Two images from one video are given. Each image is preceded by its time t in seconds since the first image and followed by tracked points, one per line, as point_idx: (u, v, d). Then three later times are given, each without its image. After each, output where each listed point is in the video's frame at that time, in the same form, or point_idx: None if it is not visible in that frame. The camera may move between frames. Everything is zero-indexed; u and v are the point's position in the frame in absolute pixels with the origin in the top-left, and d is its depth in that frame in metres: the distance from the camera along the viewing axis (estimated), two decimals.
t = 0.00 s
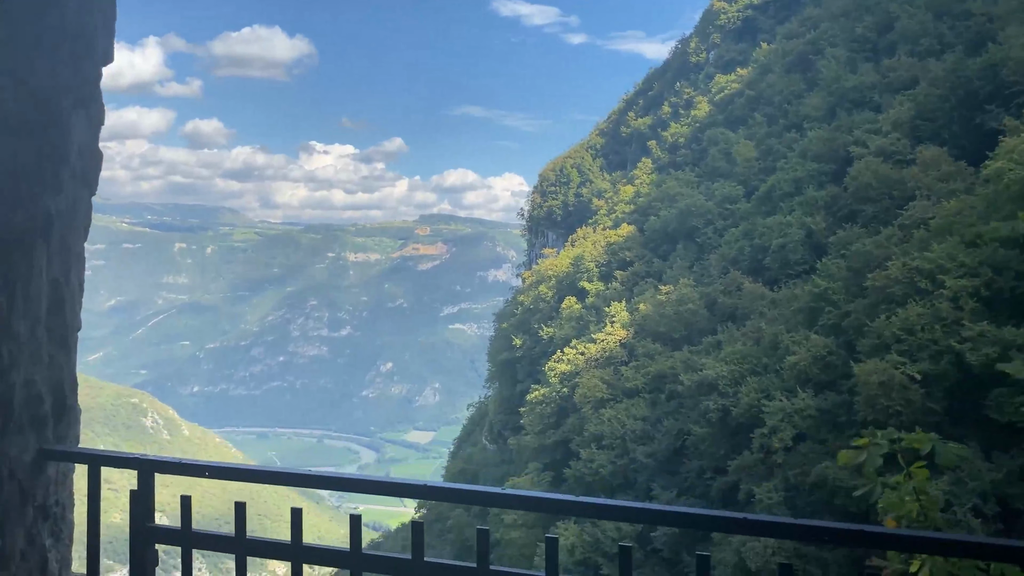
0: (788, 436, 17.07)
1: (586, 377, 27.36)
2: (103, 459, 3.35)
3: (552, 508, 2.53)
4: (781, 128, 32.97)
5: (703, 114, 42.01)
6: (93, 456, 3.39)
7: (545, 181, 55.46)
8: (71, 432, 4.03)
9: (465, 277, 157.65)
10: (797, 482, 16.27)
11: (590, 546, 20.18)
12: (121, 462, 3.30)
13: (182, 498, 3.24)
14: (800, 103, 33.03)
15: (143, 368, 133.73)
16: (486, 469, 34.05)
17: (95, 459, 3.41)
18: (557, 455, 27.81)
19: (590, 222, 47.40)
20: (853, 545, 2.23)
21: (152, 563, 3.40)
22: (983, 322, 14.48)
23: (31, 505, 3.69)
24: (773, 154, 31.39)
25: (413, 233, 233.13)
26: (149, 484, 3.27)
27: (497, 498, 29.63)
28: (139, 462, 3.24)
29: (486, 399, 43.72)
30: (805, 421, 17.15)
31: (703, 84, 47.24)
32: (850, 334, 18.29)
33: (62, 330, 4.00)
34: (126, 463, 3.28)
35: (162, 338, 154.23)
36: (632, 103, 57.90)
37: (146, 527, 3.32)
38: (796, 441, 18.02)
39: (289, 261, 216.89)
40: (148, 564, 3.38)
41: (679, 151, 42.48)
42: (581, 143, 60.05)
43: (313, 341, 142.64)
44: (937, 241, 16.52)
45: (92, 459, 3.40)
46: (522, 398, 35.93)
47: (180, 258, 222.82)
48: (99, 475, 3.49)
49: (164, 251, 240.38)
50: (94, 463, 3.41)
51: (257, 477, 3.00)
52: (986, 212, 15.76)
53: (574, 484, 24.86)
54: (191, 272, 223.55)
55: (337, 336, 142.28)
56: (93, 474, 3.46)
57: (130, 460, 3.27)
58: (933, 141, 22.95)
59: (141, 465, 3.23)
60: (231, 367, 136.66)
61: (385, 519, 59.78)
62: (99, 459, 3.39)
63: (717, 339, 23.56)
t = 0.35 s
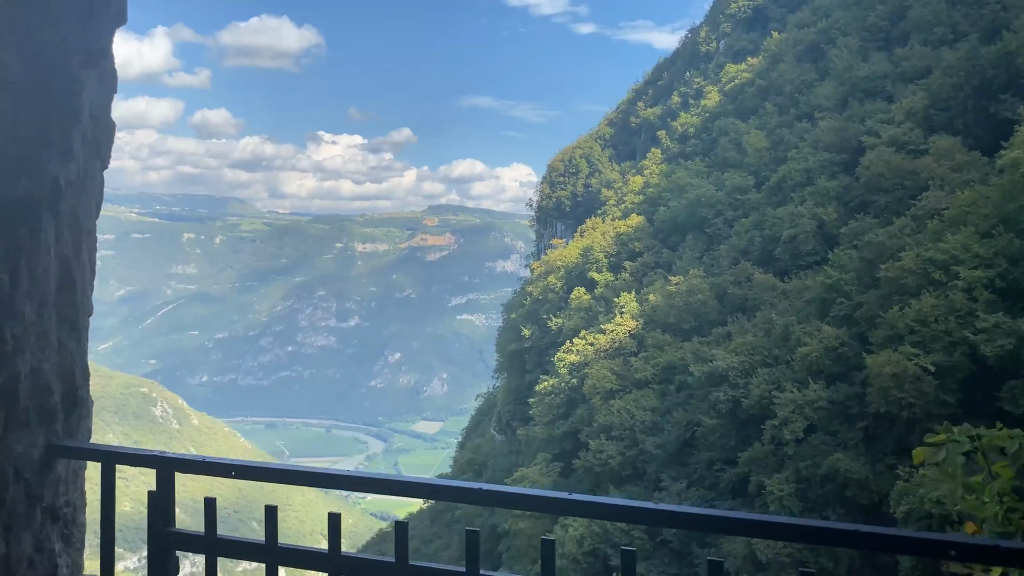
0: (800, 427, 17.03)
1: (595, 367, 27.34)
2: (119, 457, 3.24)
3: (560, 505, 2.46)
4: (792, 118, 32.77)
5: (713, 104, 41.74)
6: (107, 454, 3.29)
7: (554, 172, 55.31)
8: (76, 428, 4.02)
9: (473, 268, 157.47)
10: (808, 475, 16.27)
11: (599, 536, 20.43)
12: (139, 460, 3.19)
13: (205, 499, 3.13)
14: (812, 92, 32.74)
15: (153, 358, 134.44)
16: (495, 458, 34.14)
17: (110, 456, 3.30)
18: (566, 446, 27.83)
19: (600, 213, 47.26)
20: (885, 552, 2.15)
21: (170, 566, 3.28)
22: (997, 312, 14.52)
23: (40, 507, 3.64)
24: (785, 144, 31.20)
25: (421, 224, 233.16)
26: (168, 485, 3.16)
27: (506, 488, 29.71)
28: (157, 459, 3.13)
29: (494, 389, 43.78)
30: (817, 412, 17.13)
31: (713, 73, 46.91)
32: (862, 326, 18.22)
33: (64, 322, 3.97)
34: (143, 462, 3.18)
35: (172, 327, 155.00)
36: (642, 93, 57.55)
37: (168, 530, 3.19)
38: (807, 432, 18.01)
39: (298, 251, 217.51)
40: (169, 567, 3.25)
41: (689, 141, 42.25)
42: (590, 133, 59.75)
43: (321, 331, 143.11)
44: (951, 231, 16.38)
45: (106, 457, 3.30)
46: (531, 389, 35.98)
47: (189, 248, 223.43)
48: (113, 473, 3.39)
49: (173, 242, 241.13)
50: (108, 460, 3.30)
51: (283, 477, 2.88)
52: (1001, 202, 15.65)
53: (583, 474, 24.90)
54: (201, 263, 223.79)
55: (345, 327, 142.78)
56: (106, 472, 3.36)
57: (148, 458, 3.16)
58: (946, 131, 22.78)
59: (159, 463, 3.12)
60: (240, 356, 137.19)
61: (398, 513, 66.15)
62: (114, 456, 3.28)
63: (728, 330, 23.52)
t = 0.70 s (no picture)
0: (811, 418, 17.00)
1: (604, 358, 27.37)
2: (141, 475, 3.49)
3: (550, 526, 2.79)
4: (803, 107, 32.55)
5: (723, 93, 41.46)
6: (127, 473, 3.52)
7: (563, 161, 55.12)
8: (90, 439, 4.20)
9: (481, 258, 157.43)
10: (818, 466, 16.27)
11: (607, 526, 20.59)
12: (160, 479, 3.45)
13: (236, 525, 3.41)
14: (823, 80, 32.47)
15: (164, 349, 135.20)
16: (504, 448, 34.23)
17: (132, 476, 3.54)
18: (575, 436, 27.87)
19: (609, 203, 47.12)
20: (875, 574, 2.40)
21: None
22: (1011, 303, 14.46)
23: (50, 530, 3.88)
24: (795, 134, 31.00)
25: (429, 214, 233.23)
26: (191, 502, 3.44)
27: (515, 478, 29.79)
28: (182, 478, 3.40)
29: (503, 379, 43.86)
30: (827, 403, 17.09)
31: (722, 62, 46.58)
32: (874, 316, 18.12)
33: (75, 325, 4.13)
34: (167, 480, 3.43)
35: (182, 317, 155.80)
36: (651, 82, 57.17)
37: (193, 553, 3.47)
38: (817, 422, 17.96)
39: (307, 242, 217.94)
40: None
41: (698, 131, 42.01)
42: (598, 122, 59.45)
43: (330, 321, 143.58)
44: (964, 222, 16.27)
45: (126, 475, 3.53)
46: (540, 379, 36.03)
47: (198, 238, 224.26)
48: (133, 490, 3.64)
49: (183, 232, 241.87)
50: (128, 478, 3.55)
51: (304, 499, 3.14)
52: (1017, 192, 15.55)
53: (592, 465, 24.94)
54: (211, 254, 224.60)
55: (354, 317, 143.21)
56: (125, 490, 3.61)
57: (172, 477, 3.43)
58: (959, 120, 22.55)
59: (184, 482, 3.39)
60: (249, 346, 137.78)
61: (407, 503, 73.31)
62: (135, 475, 3.52)
63: (737, 320, 23.48)
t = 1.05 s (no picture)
0: (822, 411, 16.87)
1: (612, 349, 27.30)
2: (142, 487, 3.45)
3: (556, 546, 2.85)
4: (813, 97, 32.29)
5: (732, 84, 41.16)
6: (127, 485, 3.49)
7: (570, 152, 54.89)
8: (86, 444, 4.29)
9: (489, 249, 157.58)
10: (830, 459, 16.16)
11: (616, 519, 20.60)
12: (162, 492, 3.38)
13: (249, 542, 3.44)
14: (834, 71, 32.14)
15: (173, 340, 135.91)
16: (510, 439, 34.22)
17: (132, 489, 3.49)
18: (583, 428, 27.81)
19: (616, 194, 46.93)
20: None
21: None
22: None
23: (41, 547, 3.87)
24: (806, 124, 30.76)
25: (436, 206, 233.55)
26: (199, 517, 3.39)
27: (522, 469, 29.75)
28: (186, 492, 3.36)
29: (510, 370, 43.86)
30: (838, 396, 16.96)
31: (732, 53, 46.23)
32: (886, 308, 17.97)
33: (72, 322, 4.19)
34: (170, 493, 3.37)
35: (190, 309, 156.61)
36: (660, 72, 56.82)
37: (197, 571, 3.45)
38: (828, 416, 17.84)
39: (314, 233, 218.51)
40: None
41: (708, 121, 41.73)
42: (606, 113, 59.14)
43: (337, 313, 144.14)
44: (978, 213, 16.12)
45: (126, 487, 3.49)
46: (547, 371, 36.00)
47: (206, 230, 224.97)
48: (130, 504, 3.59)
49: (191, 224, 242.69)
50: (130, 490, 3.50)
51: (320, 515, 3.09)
52: None
53: (600, 456, 24.90)
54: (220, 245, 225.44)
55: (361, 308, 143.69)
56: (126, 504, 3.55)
57: (177, 490, 3.37)
58: (972, 110, 22.29)
59: (188, 495, 3.35)
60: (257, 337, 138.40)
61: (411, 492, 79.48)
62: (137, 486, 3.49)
63: (747, 312, 23.36)
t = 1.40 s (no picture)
0: (832, 405, 16.79)
1: (622, 341, 27.23)
2: (135, 524, 3.98)
3: None
4: (825, 88, 32.05)
5: (743, 74, 40.87)
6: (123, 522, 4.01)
7: (579, 143, 54.66)
8: (55, 441, 5.66)
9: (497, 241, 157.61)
10: (840, 453, 16.13)
11: (625, 511, 20.63)
12: (155, 530, 3.93)
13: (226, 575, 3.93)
14: (848, 60, 31.84)
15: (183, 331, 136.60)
16: (519, 431, 34.19)
17: (129, 524, 4.01)
18: (592, 420, 27.76)
19: (626, 185, 46.73)
20: None
21: None
22: None
23: None
24: (818, 115, 30.55)
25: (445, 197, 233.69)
26: (187, 554, 3.90)
27: (531, 460, 29.74)
28: (174, 530, 3.89)
29: (519, 362, 43.83)
30: (850, 389, 16.87)
31: (743, 43, 45.89)
32: (898, 301, 17.83)
33: (43, 328, 5.56)
34: (157, 531, 3.93)
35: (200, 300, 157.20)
36: (670, 62, 56.45)
37: None
38: (839, 409, 17.77)
39: (323, 224, 218.95)
40: None
41: (718, 112, 41.46)
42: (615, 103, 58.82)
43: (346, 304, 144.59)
44: (993, 205, 15.95)
45: (117, 522, 4.05)
46: (556, 363, 35.97)
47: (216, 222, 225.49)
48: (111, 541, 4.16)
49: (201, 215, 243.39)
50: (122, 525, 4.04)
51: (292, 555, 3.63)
52: None
53: (609, 449, 24.86)
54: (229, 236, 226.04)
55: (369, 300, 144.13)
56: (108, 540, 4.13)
57: (165, 528, 3.91)
58: (987, 101, 22.05)
59: (177, 535, 3.88)
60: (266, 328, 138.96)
61: (421, 482, 84.08)
62: (129, 523, 4.02)
63: (758, 304, 23.28)
